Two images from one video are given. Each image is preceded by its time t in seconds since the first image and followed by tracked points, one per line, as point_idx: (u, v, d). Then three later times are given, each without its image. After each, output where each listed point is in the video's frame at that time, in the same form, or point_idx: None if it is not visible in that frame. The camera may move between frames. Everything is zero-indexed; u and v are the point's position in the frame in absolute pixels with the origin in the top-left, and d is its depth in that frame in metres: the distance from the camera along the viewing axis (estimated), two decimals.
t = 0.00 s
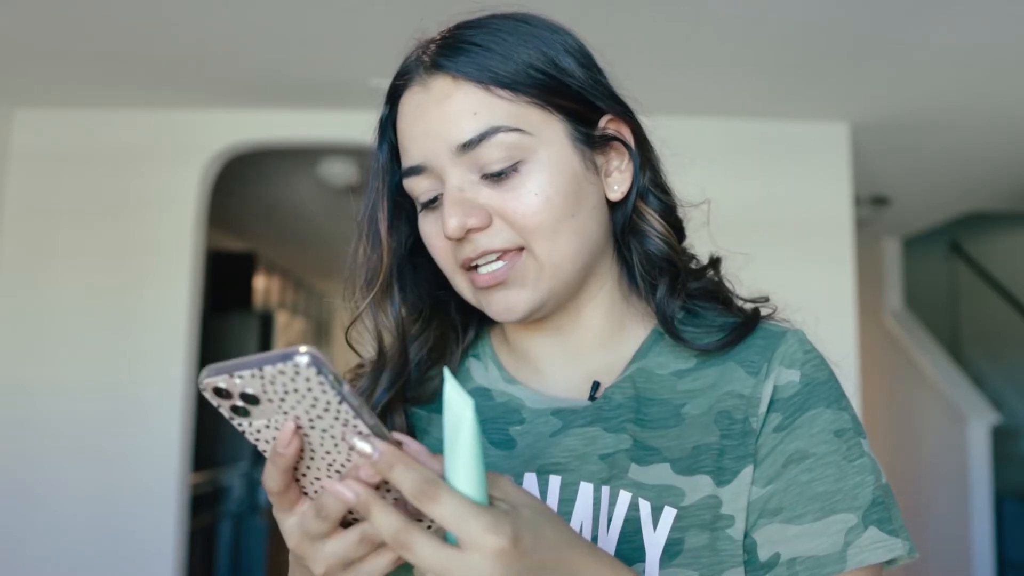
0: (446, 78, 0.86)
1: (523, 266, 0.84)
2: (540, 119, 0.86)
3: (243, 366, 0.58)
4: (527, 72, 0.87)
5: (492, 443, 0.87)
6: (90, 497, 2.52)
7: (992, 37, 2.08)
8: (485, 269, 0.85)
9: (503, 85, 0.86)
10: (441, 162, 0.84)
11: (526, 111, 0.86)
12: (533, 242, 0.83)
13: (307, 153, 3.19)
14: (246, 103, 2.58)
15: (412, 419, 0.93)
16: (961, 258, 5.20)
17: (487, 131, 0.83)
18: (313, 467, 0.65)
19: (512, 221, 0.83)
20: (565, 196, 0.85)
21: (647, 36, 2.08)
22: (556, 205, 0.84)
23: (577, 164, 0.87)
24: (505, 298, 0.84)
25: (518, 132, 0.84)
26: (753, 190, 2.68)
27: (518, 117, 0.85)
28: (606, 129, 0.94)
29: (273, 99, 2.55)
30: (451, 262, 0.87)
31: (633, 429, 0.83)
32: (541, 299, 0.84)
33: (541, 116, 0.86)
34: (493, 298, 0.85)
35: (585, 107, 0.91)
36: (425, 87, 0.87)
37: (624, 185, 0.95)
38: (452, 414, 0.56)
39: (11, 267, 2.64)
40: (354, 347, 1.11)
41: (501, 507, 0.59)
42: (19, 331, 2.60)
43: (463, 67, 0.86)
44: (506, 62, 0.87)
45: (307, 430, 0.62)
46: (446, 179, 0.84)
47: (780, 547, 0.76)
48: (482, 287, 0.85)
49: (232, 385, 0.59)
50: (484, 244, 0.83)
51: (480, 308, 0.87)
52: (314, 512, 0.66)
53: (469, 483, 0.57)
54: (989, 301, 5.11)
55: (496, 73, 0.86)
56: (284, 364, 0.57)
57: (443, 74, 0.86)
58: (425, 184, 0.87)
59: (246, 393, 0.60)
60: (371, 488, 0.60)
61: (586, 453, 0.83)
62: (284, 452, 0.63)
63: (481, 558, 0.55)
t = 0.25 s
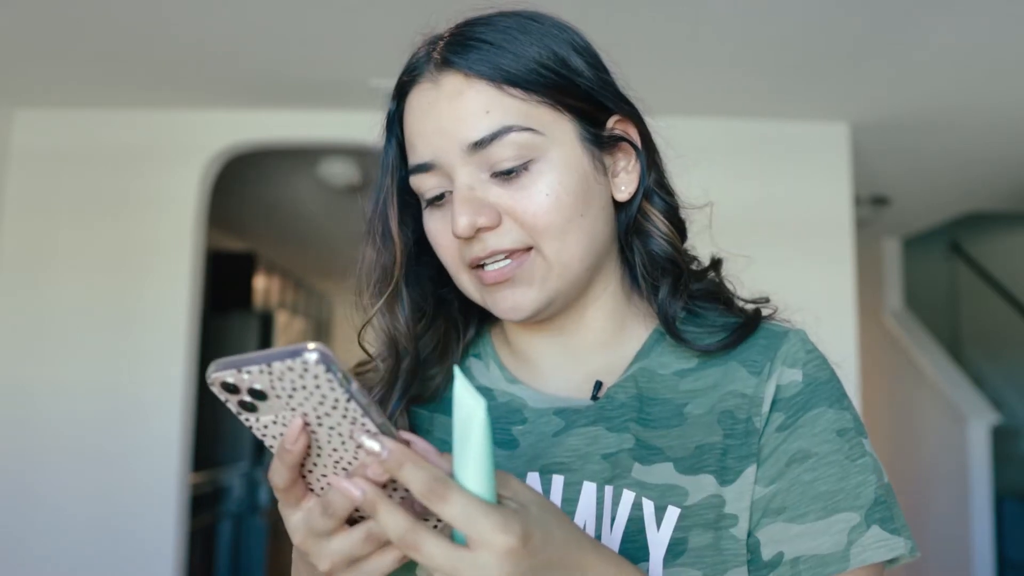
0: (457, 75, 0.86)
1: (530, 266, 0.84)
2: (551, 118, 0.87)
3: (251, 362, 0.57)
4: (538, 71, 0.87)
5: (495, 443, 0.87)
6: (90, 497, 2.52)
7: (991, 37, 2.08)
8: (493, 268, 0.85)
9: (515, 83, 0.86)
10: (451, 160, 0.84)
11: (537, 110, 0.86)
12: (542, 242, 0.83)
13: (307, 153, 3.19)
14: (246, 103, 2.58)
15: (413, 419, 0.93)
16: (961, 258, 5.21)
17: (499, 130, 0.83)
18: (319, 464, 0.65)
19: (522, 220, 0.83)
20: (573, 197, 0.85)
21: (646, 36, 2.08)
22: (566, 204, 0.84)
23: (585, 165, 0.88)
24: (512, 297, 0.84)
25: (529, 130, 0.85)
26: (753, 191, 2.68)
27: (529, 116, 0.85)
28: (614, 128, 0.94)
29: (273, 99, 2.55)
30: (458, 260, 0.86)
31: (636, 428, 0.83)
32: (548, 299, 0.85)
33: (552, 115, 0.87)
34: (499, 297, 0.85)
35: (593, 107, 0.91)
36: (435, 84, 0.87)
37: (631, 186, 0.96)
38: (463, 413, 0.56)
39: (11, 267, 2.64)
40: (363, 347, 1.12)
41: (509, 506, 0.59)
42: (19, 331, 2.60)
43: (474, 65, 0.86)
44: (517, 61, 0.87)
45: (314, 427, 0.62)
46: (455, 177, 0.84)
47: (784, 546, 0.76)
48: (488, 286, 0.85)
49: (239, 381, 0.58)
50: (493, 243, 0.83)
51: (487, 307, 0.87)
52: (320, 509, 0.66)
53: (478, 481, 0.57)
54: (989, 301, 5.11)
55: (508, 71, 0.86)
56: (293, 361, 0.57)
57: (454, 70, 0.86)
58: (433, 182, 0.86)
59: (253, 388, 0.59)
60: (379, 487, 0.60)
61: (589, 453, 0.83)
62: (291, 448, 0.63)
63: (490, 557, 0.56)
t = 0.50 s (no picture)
0: (460, 75, 0.86)
1: (532, 267, 0.84)
2: (554, 118, 0.87)
3: (255, 361, 0.58)
4: (541, 71, 0.87)
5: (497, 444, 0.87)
6: (90, 497, 2.52)
7: (992, 37, 2.08)
8: (495, 268, 0.85)
9: (518, 83, 0.86)
10: (454, 159, 0.84)
11: (540, 109, 0.86)
12: (545, 242, 0.83)
13: (307, 153, 3.19)
14: (246, 103, 2.58)
15: (414, 416, 0.93)
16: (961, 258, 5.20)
17: (502, 129, 0.83)
18: (324, 463, 0.65)
19: (525, 220, 0.83)
20: (576, 197, 0.85)
21: (647, 36, 2.08)
22: (568, 204, 0.84)
23: (589, 166, 0.88)
24: (515, 296, 0.84)
25: (533, 129, 0.85)
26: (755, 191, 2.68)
27: (532, 116, 0.85)
28: (616, 129, 0.94)
29: (273, 100, 2.55)
30: (460, 260, 0.86)
31: (638, 428, 0.83)
32: (550, 300, 0.84)
33: (555, 115, 0.87)
34: (500, 297, 0.85)
35: (596, 108, 0.91)
36: (438, 83, 0.86)
37: (634, 186, 0.95)
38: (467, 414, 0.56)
39: (11, 267, 2.64)
40: (365, 346, 1.12)
41: (512, 505, 0.59)
42: (19, 331, 2.60)
43: (477, 65, 0.86)
44: (520, 61, 0.87)
45: (318, 426, 0.62)
46: (458, 176, 0.84)
47: (786, 547, 0.76)
48: (490, 286, 0.85)
49: (246, 379, 0.59)
50: (495, 243, 0.83)
51: (489, 307, 0.87)
52: (324, 508, 0.66)
53: (482, 482, 0.57)
54: (989, 301, 5.11)
55: (511, 71, 0.86)
56: (298, 361, 0.57)
57: (456, 70, 0.86)
58: (435, 181, 0.86)
59: (259, 386, 0.60)
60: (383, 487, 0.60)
61: (591, 453, 0.82)
62: (296, 446, 0.63)
63: (493, 558, 0.56)
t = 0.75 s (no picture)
0: (463, 72, 0.86)
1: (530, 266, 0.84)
2: (556, 117, 0.87)
3: (256, 358, 0.58)
4: (545, 70, 0.87)
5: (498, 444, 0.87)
6: (90, 497, 2.52)
7: (992, 37, 2.08)
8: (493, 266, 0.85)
9: (521, 81, 0.86)
10: (456, 156, 0.84)
11: (541, 108, 0.86)
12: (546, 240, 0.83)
13: (307, 153, 3.19)
14: (245, 103, 2.58)
15: (415, 416, 0.93)
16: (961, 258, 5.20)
17: (504, 127, 0.83)
18: (325, 460, 0.65)
19: (526, 218, 0.83)
20: (577, 196, 0.85)
21: (647, 36, 2.09)
22: (569, 204, 0.84)
23: (590, 167, 0.88)
24: (513, 294, 0.84)
25: (535, 128, 0.85)
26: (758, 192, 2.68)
27: (534, 114, 0.85)
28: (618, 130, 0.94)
29: (273, 100, 2.55)
30: (460, 257, 0.86)
31: (638, 428, 0.83)
32: (548, 300, 0.84)
33: (557, 115, 0.87)
34: (497, 296, 0.85)
35: (599, 108, 0.91)
36: (441, 81, 0.87)
37: (634, 188, 0.95)
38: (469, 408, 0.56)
39: (12, 267, 2.64)
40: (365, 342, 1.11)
41: (514, 502, 0.59)
42: (19, 331, 2.60)
43: (480, 63, 0.86)
44: (524, 60, 0.87)
45: (319, 423, 0.62)
46: (459, 172, 0.84)
47: (786, 546, 0.77)
48: (488, 284, 0.85)
49: (246, 375, 0.59)
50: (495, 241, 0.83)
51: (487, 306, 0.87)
52: (324, 506, 0.66)
53: (483, 477, 0.57)
54: (990, 301, 5.11)
55: (514, 69, 0.86)
56: (298, 358, 0.57)
57: (459, 68, 0.87)
58: (437, 178, 0.86)
59: (260, 383, 0.60)
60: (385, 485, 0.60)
61: (591, 452, 0.83)
62: (296, 444, 0.63)
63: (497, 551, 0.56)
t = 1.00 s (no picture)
0: (470, 65, 0.86)
1: (529, 261, 0.84)
2: (561, 114, 0.87)
3: (261, 355, 0.58)
4: (552, 66, 0.87)
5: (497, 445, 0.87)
6: (90, 497, 2.53)
7: (992, 37, 2.08)
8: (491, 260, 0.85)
9: (528, 76, 0.86)
10: (460, 148, 0.84)
11: (545, 105, 0.86)
12: (546, 235, 0.83)
13: (307, 153, 3.19)
14: (245, 103, 2.58)
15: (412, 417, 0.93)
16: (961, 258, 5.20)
17: (510, 120, 0.84)
18: (327, 459, 0.65)
19: (527, 212, 0.83)
20: (580, 193, 0.85)
21: (647, 36, 2.09)
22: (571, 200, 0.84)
23: (592, 164, 0.88)
24: (509, 289, 0.83)
25: (540, 122, 0.85)
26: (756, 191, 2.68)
27: (540, 110, 0.86)
28: (620, 130, 0.94)
29: (273, 100, 2.55)
30: (458, 250, 0.86)
31: (637, 428, 0.83)
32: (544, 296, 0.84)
33: (562, 111, 0.87)
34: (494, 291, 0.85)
35: (603, 107, 0.91)
36: (447, 73, 0.87)
37: (635, 188, 0.96)
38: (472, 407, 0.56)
39: (12, 267, 2.64)
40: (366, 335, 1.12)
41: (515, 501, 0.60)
42: (19, 331, 2.60)
43: (487, 57, 0.86)
44: (530, 54, 0.87)
45: (321, 421, 0.62)
46: (462, 164, 0.85)
47: (785, 547, 0.76)
48: (486, 278, 0.85)
49: (250, 373, 0.59)
50: (496, 233, 0.83)
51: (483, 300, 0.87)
52: (326, 506, 0.65)
53: (486, 476, 0.57)
54: (990, 301, 5.11)
55: (521, 63, 0.86)
56: (303, 355, 0.57)
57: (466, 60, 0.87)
58: (440, 171, 0.86)
59: (263, 380, 0.60)
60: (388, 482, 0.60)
61: (589, 452, 0.83)
62: (299, 441, 0.63)
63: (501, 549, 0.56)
